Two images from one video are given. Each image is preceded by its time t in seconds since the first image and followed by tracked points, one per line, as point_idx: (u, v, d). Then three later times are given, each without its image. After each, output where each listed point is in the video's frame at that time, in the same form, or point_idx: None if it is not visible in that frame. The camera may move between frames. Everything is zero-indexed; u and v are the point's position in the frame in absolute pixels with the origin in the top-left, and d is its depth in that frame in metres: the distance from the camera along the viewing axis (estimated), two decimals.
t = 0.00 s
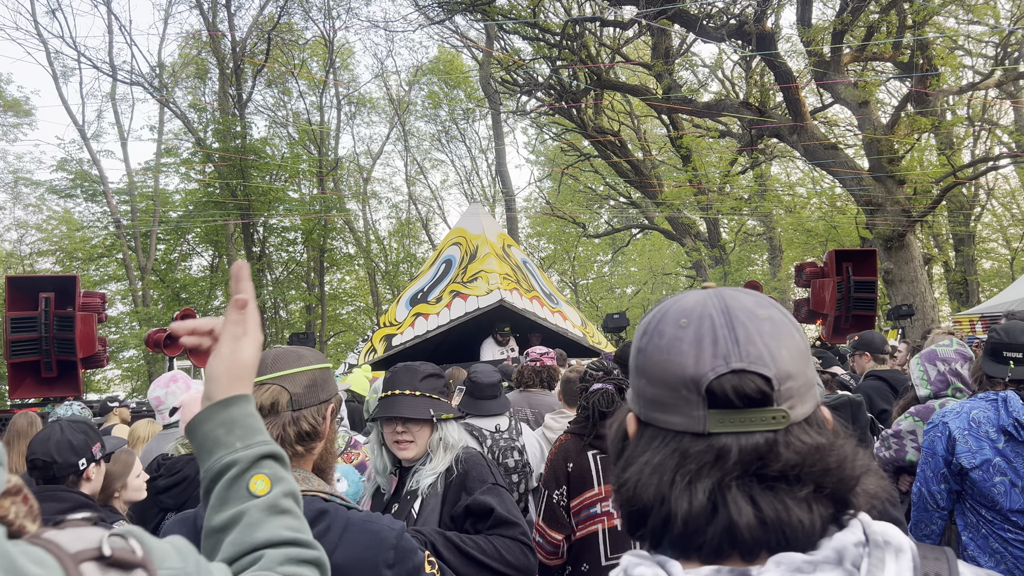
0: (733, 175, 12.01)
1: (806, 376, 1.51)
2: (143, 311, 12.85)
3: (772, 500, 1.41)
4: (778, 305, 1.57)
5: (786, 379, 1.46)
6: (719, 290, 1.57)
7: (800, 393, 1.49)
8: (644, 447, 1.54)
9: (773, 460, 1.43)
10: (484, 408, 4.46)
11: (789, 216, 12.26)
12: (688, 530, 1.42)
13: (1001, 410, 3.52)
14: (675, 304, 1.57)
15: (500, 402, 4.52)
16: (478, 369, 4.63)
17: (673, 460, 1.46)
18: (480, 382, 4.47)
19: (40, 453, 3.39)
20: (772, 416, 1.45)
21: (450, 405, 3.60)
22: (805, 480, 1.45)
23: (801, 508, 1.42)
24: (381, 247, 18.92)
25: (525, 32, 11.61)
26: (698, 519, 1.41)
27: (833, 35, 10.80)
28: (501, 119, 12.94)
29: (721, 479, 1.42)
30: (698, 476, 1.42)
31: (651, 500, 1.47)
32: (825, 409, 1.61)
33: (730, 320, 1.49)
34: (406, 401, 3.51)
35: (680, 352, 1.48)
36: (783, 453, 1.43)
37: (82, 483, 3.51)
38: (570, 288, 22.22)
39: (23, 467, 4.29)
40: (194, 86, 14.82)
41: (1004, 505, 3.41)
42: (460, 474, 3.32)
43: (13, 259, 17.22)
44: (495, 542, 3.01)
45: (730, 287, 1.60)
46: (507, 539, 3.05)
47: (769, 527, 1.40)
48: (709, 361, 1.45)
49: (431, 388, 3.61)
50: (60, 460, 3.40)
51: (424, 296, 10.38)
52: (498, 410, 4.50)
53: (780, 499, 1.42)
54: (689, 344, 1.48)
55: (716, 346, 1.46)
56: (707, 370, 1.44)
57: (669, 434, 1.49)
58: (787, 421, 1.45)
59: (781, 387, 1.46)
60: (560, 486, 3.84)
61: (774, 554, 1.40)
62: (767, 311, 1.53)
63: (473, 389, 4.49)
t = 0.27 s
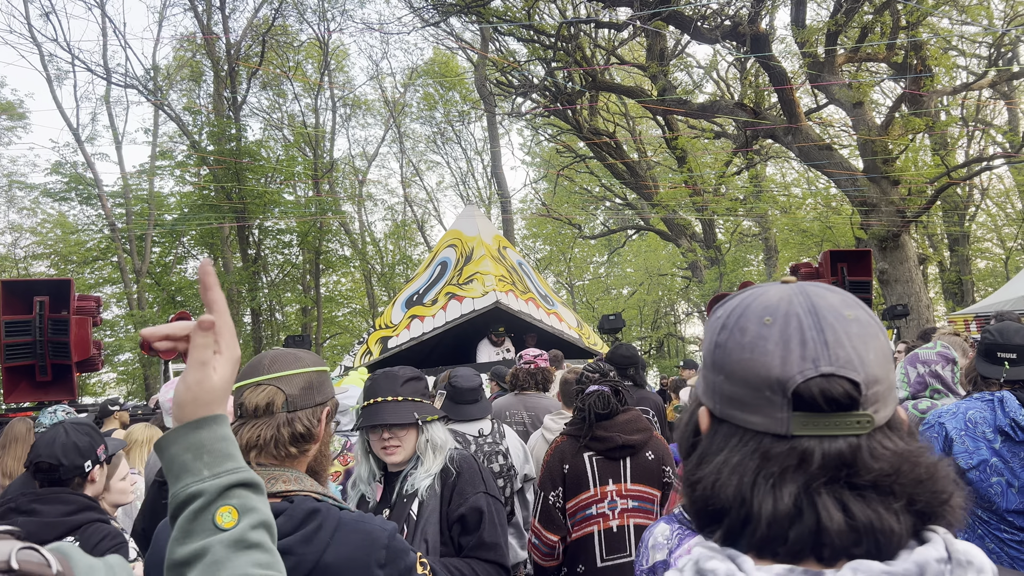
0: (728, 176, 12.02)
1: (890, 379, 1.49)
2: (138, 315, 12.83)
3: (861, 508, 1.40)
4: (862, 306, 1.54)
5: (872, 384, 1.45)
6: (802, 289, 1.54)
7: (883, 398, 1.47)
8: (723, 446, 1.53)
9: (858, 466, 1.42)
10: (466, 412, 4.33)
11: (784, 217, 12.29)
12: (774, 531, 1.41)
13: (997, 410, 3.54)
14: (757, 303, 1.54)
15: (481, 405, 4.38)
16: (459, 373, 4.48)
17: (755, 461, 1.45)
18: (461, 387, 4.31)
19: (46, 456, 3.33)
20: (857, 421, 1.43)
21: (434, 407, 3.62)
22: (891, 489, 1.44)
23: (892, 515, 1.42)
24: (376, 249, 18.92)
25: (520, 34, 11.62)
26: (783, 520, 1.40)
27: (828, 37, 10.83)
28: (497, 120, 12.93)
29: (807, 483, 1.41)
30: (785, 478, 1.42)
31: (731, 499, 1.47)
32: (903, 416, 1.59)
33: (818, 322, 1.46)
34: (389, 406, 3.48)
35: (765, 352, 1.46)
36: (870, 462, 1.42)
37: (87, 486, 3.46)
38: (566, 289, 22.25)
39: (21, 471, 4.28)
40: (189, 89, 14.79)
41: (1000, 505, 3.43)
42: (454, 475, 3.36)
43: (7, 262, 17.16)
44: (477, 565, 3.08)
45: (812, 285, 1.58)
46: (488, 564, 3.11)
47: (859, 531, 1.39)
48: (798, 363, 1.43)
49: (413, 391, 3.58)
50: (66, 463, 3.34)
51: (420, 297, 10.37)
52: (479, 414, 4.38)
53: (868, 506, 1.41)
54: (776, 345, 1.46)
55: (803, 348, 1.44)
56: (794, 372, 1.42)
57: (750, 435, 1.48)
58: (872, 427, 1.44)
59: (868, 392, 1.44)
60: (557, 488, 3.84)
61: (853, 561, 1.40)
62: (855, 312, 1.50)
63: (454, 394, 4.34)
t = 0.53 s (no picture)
0: (722, 178, 12.06)
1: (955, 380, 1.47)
2: (132, 319, 12.81)
3: (950, 503, 1.34)
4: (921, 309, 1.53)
5: (944, 383, 1.42)
6: (866, 290, 1.51)
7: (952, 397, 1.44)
8: (793, 443, 1.45)
9: (946, 461, 1.36)
10: (455, 414, 4.47)
11: (777, 219, 12.34)
12: (859, 530, 1.33)
13: (988, 410, 3.81)
14: (821, 303, 1.51)
15: (470, 406, 4.52)
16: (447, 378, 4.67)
17: (832, 458, 1.38)
18: (447, 388, 4.50)
19: (33, 463, 3.31)
20: (934, 416, 1.39)
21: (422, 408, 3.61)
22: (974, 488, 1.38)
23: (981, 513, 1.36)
24: (371, 252, 18.93)
25: (514, 37, 11.65)
26: (870, 516, 1.32)
27: (820, 39, 10.89)
28: (491, 123, 12.96)
29: (890, 478, 1.35)
30: (868, 473, 1.35)
31: (811, 498, 1.38)
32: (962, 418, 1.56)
33: (889, 320, 1.43)
34: (375, 408, 3.52)
35: (838, 351, 1.42)
36: (953, 457, 1.37)
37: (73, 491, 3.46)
38: (561, 292, 22.29)
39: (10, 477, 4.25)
40: (183, 92, 14.79)
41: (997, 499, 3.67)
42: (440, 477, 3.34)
43: None
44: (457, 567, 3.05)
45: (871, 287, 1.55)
46: (467, 567, 3.07)
47: (949, 526, 1.32)
48: (875, 361, 1.39)
49: (403, 393, 3.60)
50: (54, 470, 3.33)
51: (414, 301, 10.36)
52: (468, 415, 4.49)
53: (957, 501, 1.34)
54: (850, 343, 1.41)
55: (878, 347, 1.40)
56: (872, 370, 1.38)
57: (824, 433, 1.41)
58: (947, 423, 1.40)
59: (942, 389, 1.41)
60: (550, 489, 3.84)
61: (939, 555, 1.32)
62: (919, 313, 1.48)
63: (442, 397, 4.52)
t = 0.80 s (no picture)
0: (714, 182, 12.08)
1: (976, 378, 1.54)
2: (123, 324, 12.75)
3: (1005, 498, 1.37)
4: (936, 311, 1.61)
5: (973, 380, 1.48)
6: (890, 293, 1.57)
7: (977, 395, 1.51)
8: (836, 444, 1.47)
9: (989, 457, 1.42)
10: (459, 419, 4.39)
11: (769, 222, 12.38)
12: (921, 527, 1.35)
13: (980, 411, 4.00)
14: (851, 306, 1.55)
15: (475, 411, 4.41)
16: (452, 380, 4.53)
17: (881, 457, 1.42)
18: (451, 394, 4.37)
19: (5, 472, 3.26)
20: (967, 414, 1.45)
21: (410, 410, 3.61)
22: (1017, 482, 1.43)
23: None
24: (364, 256, 18.94)
25: (506, 41, 11.66)
26: (931, 513, 1.35)
27: (811, 43, 10.94)
28: (483, 127, 12.95)
29: (942, 475, 1.39)
30: (920, 470, 1.40)
31: (865, 497, 1.40)
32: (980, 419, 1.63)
33: (923, 320, 1.49)
34: (362, 410, 3.53)
35: (878, 350, 1.46)
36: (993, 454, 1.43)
37: (46, 500, 3.43)
38: (554, 295, 22.32)
39: None
40: (175, 97, 14.75)
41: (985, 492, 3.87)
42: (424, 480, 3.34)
43: None
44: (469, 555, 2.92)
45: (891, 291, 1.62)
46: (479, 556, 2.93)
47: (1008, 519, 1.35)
48: (917, 360, 1.43)
49: (392, 395, 3.62)
50: (28, 479, 3.29)
51: (407, 305, 10.36)
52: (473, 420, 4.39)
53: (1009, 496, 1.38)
54: (890, 343, 1.46)
55: (917, 345, 1.45)
56: (915, 367, 1.43)
57: (869, 433, 1.45)
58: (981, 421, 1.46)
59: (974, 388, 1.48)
60: (543, 493, 3.83)
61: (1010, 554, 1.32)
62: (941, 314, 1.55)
63: (447, 402, 4.41)
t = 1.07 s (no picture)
0: (706, 184, 12.12)
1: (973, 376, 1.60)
2: (114, 328, 12.73)
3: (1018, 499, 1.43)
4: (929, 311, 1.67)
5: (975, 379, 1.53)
6: (891, 294, 1.60)
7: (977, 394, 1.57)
8: (853, 449, 1.49)
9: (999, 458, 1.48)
10: (466, 420, 4.38)
11: (761, 224, 12.43)
12: (946, 532, 1.38)
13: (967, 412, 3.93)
14: (856, 307, 1.58)
15: (481, 411, 4.41)
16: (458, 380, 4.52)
17: (900, 462, 1.45)
18: (458, 395, 4.35)
19: None
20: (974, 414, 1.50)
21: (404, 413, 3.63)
22: None
23: None
24: (356, 259, 18.94)
25: (498, 44, 11.67)
26: (955, 519, 1.38)
27: (802, 46, 10.98)
28: (476, 130, 12.95)
29: (960, 479, 1.43)
30: (941, 475, 1.43)
31: (889, 504, 1.42)
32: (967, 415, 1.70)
33: (929, 323, 1.52)
34: (356, 413, 3.52)
35: (891, 353, 1.48)
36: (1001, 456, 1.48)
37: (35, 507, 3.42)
38: (547, 297, 22.36)
39: None
40: (166, 100, 14.70)
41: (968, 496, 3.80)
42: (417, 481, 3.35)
43: None
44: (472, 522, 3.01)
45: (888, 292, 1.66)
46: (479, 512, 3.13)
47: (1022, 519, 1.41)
48: (931, 362, 1.46)
49: (386, 398, 3.63)
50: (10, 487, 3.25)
51: (400, 307, 10.35)
52: (479, 420, 4.40)
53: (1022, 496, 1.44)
54: (902, 345, 1.48)
55: (930, 348, 1.48)
56: (931, 371, 1.45)
57: (885, 437, 1.46)
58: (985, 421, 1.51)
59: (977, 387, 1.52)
60: (536, 495, 3.82)
61: None
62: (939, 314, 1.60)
63: (454, 403, 4.40)
